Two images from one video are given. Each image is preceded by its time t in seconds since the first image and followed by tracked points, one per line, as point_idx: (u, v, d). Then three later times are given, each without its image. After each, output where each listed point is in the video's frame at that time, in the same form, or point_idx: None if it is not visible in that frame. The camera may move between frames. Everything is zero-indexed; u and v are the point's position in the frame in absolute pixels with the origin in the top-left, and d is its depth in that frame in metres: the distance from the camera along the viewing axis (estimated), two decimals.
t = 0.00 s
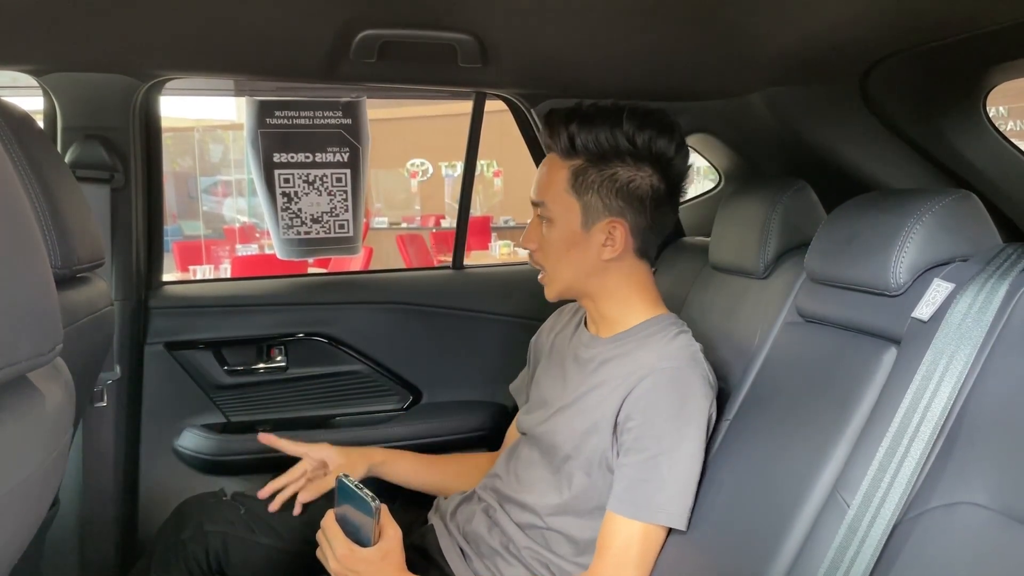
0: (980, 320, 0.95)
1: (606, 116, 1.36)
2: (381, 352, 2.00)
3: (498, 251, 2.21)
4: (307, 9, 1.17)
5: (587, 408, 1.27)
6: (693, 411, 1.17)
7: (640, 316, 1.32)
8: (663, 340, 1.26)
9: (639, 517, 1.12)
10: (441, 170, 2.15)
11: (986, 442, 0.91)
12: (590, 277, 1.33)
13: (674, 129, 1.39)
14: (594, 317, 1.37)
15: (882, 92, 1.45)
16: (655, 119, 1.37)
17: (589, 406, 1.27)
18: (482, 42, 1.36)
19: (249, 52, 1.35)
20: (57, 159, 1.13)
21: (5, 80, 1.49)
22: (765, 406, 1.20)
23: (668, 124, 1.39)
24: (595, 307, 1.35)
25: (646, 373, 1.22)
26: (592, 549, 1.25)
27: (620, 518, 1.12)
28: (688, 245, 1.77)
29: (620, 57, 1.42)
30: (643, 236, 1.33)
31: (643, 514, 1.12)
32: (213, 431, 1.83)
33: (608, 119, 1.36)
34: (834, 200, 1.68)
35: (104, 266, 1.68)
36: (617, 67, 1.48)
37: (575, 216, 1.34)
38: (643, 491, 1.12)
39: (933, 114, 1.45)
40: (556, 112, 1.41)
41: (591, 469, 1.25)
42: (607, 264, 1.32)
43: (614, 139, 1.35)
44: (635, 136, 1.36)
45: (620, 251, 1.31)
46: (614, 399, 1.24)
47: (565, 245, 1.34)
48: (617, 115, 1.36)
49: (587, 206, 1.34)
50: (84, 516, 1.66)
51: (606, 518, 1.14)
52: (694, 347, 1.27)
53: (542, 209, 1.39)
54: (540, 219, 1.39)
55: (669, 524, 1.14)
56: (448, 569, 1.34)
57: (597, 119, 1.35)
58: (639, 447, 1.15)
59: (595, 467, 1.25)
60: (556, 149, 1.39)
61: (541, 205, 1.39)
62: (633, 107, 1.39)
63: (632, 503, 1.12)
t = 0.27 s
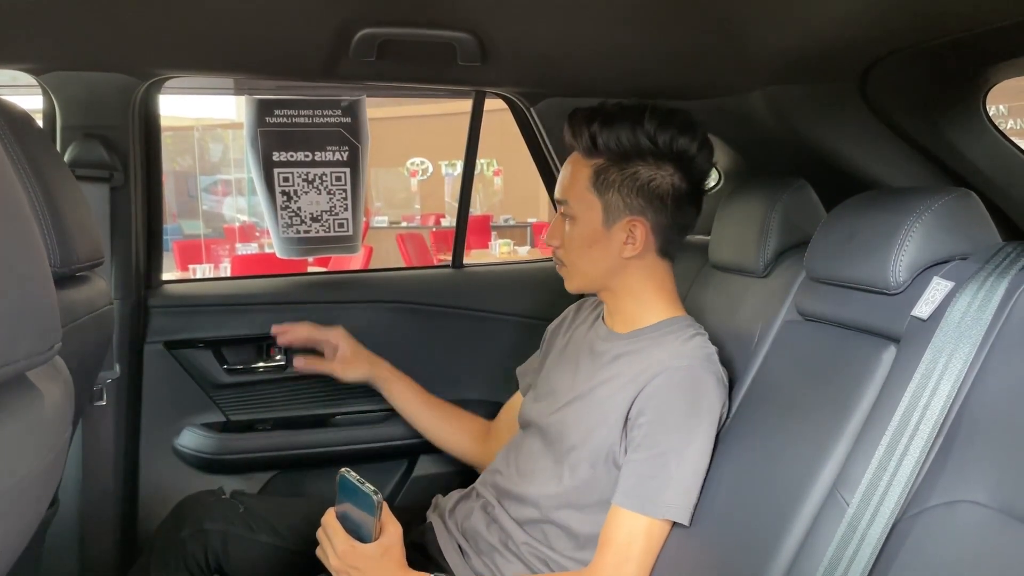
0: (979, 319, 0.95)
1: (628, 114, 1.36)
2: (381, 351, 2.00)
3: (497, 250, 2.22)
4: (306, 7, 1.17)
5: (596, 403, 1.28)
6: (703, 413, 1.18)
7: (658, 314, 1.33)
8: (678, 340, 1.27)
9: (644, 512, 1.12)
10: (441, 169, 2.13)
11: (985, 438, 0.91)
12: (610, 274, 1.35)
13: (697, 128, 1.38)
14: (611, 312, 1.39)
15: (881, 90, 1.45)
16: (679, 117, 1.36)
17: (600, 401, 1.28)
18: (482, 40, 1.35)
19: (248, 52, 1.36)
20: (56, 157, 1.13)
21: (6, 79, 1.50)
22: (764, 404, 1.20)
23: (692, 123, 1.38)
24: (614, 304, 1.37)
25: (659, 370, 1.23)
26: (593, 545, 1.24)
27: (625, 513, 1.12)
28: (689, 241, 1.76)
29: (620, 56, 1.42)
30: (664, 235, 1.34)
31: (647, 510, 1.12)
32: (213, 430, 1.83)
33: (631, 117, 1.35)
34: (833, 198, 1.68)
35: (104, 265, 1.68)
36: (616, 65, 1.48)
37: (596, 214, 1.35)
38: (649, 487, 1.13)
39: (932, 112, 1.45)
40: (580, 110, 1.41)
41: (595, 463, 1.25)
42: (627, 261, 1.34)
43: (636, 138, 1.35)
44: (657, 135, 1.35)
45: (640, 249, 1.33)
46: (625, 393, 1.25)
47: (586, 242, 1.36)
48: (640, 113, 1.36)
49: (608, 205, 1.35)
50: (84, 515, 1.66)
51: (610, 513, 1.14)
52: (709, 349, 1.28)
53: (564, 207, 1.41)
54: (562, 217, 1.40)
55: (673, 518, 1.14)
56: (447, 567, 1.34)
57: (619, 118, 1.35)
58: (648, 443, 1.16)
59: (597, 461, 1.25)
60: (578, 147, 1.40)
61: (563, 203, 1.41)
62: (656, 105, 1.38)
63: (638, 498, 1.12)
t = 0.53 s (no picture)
0: (979, 317, 0.95)
1: (633, 115, 1.34)
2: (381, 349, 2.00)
3: (498, 248, 2.22)
4: (306, 5, 1.17)
5: (599, 403, 1.28)
6: (705, 416, 1.19)
7: (659, 315, 1.33)
8: (680, 341, 1.27)
9: (645, 513, 1.12)
10: (441, 167, 2.12)
11: (986, 438, 0.92)
12: (613, 276, 1.35)
13: (704, 129, 1.37)
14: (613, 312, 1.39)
15: (881, 88, 1.45)
16: (684, 118, 1.35)
17: (602, 401, 1.28)
18: (482, 38, 1.35)
19: (248, 49, 1.35)
20: (56, 155, 1.13)
21: (6, 77, 1.50)
22: (765, 402, 1.20)
23: (698, 124, 1.36)
24: (617, 304, 1.38)
25: (663, 371, 1.23)
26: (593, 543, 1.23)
27: (625, 514, 1.12)
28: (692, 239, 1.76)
29: (620, 53, 1.42)
30: (667, 237, 1.34)
31: (647, 511, 1.12)
32: (213, 428, 1.83)
33: (636, 118, 1.34)
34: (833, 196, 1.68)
35: (104, 263, 1.68)
36: (616, 63, 1.48)
37: (599, 217, 1.35)
38: (650, 488, 1.13)
39: (933, 110, 1.45)
40: (585, 109, 1.40)
41: (595, 461, 1.25)
42: (629, 264, 1.34)
43: (640, 139, 1.34)
44: (662, 136, 1.34)
45: (642, 252, 1.33)
46: (626, 394, 1.25)
47: (588, 244, 1.36)
48: (645, 114, 1.34)
49: (611, 207, 1.35)
50: (85, 513, 1.66)
51: (610, 514, 1.15)
52: (711, 349, 1.28)
53: (568, 207, 1.41)
54: (565, 217, 1.41)
55: (674, 521, 1.14)
56: (446, 564, 1.34)
57: (624, 118, 1.34)
58: (650, 444, 1.16)
59: (598, 459, 1.25)
60: (583, 147, 1.39)
61: (566, 204, 1.40)
62: (662, 106, 1.36)
63: (639, 499, 1.13)
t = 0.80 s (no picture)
0: (980, 316, 0.95)
1: (637, 125, 1.32)
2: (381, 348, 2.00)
3: (498, 247, 2.22)
4: (306, 3, 1.16)
5: (603, 404, 1.28)
6: (709, 417, 1.19)
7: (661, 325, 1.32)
8: (687, 344, 1.27)
9: (649, 516, 1.11)
10: (441, 166, 2.13)
11: (987, 437, 0.92)
12: (614, 287, 1.34)
13: (708, 137, 1.36)
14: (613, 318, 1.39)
15: (882, 86, 1.45)
16: (690, 128, 1.33)
17: (608, 403, 1.28)
18: (482, 36, 1.35)
19: (247, 47, 1.35)
20: (56, 153, 1.13)
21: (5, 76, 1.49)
22: (766, 401, 1.20)
23: (703, 133, 1.35)
24: (617, 313, 1.37)
25: (668, 375, 1.23)
26: (595, 543, 1.24)
27: (628, 517, 1.12)
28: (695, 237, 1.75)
29: (621, 51, 1.41)
30: (670, 249, 1.33)
31: (652, 515, 1.12)
32: (213, 427, 1.83)
33: (640, 127, 1.32)
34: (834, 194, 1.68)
35: (104, 262, 1.68)
36: (617, 62, 1.48)
37: (600, 229, 1.33)
38: (654, 492, 1.12)
39: (933, 108, 1.45)
40: (586, 114, 1.38)
41: (600, 461, 1.25)
42: (631, 276, 1.33)
43: (644, 149, 1.32)
44: (667, 146, 1.32)
45: (646, 266, 1.32)
46: (633, 397, 1.24)
47: (589, 257, 1.34)
48: (650, 123, 1.32)
49: (613, 219, 1.33)
50: (85, 511, 1.66)
51: (613, 517, 1.14)
52: (717, 352, 1.28)
53: (566, 216, 1.39)
54: (564, 226, 1.39)
55: (678, 523, 1.14)
56: (446, 562, 1.34)
57: (628, 127, 1.32)
58: (656, 447, 1.15)
59: (602, 459, 1.25)
60: (584, 154, 1.37)
61: (566, 213, 1.38)
62: (666, 114, 1.35)
63: (643, 504, 1.12)
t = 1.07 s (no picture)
0: (982, 314, 0.95)
1: (653, 133, 1.30)
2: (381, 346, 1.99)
3: (498, 245, 2.21)
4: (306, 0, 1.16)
5: (607, 405, 1.28)
6: (711, 418, 1.19)
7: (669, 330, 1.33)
8: (690, 345, 1.27)
9: (650, 518, 1.12)
10: (441, 164, 2.14)
11: (988, 435, 0.92)
12: (623, 292, 1.34)
13: (724, 146, 1.34)
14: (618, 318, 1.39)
15: (883, 84, 1.44)
16: (706, 136, 1.31)
17: (610, 404, 1.28)
18: (483, 34, 1.35)
19: (248, 45, 1.35)
20: (56, 152, 1.12)
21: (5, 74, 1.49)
22: (766, 400, 1.20)
23: (718, 140, 1.33)
24: (623, 315, 1.37)
25: (671, 376, 1.23)
26: (596, 542, 1.24)
27: (628, 517, 1.12)
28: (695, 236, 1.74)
29: (620, 50, 1.41)
30: (681, 256, 1.32)
31: (654, 516, 1.12)
32: (214, 425, 1.83)
33: (657, 134, 1.30)
34: (834, 192, 1.68)
35: (103, 260, 1.68)
36: (617, 60, 1.47)
37: (611, 236, 1.32)
38: (656, 493, 1.12)
39: (934, 106, 1.45)
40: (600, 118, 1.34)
41: (602, 461, 1.25)
42: (640, 283, 1.33)
43: (660, 158, 1.30)
44: (683, 154, 1.30)
45: (656, 274, 1.31)
46: (636, 398, 1.24)
47: (599, 263, 1.33)
48: (666, 130, 1.30)
49: (625, 227, 1.31)
50: (85, 510, 1.66)
51: (613, 517, 1.14)
52: (721, 353, 1.28)
53: (575, 220, 1.36)
54: (573, 230, 1.36)
55: (679, 523, 1.14)
56: (446, 560, 1.34)
57: (644, 135, 1.30)
58: (659, 448, 1.15)
59: (603, 459, 1.25)
60: (596, 158, 1.34)
61: (575, 217, 1.36)
62: (683, 120, 1.32)
63: (645, 505, 1.12)
